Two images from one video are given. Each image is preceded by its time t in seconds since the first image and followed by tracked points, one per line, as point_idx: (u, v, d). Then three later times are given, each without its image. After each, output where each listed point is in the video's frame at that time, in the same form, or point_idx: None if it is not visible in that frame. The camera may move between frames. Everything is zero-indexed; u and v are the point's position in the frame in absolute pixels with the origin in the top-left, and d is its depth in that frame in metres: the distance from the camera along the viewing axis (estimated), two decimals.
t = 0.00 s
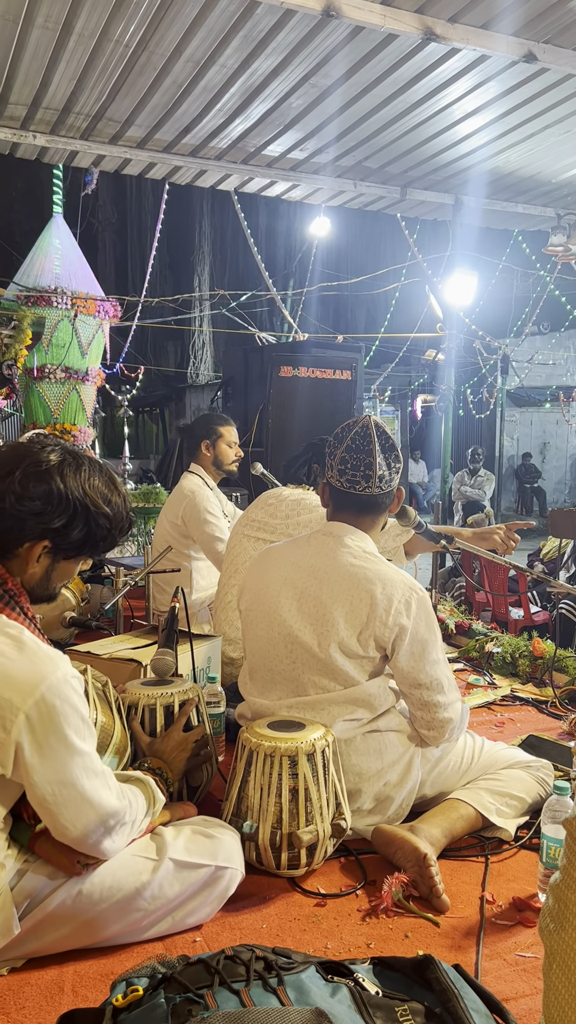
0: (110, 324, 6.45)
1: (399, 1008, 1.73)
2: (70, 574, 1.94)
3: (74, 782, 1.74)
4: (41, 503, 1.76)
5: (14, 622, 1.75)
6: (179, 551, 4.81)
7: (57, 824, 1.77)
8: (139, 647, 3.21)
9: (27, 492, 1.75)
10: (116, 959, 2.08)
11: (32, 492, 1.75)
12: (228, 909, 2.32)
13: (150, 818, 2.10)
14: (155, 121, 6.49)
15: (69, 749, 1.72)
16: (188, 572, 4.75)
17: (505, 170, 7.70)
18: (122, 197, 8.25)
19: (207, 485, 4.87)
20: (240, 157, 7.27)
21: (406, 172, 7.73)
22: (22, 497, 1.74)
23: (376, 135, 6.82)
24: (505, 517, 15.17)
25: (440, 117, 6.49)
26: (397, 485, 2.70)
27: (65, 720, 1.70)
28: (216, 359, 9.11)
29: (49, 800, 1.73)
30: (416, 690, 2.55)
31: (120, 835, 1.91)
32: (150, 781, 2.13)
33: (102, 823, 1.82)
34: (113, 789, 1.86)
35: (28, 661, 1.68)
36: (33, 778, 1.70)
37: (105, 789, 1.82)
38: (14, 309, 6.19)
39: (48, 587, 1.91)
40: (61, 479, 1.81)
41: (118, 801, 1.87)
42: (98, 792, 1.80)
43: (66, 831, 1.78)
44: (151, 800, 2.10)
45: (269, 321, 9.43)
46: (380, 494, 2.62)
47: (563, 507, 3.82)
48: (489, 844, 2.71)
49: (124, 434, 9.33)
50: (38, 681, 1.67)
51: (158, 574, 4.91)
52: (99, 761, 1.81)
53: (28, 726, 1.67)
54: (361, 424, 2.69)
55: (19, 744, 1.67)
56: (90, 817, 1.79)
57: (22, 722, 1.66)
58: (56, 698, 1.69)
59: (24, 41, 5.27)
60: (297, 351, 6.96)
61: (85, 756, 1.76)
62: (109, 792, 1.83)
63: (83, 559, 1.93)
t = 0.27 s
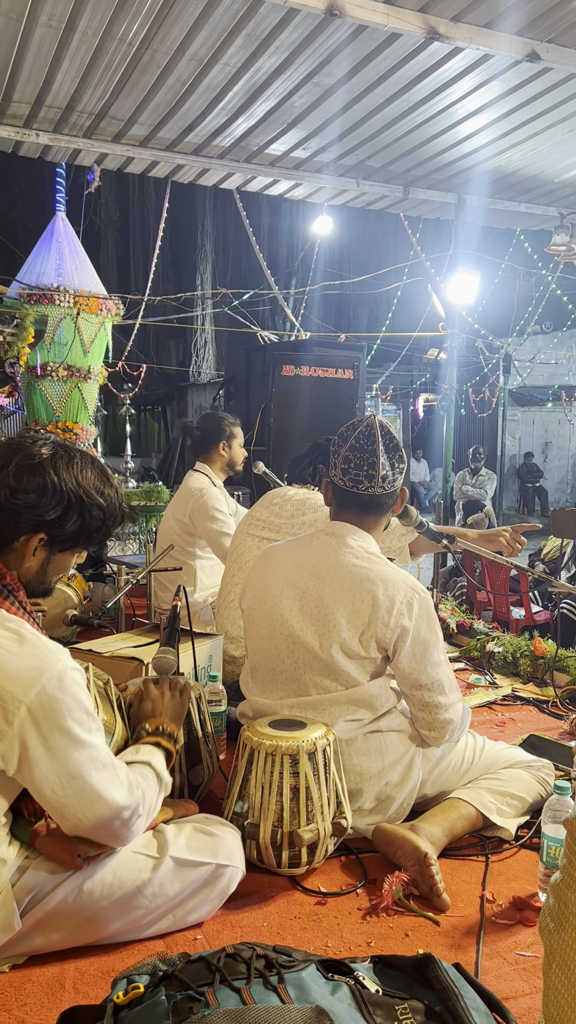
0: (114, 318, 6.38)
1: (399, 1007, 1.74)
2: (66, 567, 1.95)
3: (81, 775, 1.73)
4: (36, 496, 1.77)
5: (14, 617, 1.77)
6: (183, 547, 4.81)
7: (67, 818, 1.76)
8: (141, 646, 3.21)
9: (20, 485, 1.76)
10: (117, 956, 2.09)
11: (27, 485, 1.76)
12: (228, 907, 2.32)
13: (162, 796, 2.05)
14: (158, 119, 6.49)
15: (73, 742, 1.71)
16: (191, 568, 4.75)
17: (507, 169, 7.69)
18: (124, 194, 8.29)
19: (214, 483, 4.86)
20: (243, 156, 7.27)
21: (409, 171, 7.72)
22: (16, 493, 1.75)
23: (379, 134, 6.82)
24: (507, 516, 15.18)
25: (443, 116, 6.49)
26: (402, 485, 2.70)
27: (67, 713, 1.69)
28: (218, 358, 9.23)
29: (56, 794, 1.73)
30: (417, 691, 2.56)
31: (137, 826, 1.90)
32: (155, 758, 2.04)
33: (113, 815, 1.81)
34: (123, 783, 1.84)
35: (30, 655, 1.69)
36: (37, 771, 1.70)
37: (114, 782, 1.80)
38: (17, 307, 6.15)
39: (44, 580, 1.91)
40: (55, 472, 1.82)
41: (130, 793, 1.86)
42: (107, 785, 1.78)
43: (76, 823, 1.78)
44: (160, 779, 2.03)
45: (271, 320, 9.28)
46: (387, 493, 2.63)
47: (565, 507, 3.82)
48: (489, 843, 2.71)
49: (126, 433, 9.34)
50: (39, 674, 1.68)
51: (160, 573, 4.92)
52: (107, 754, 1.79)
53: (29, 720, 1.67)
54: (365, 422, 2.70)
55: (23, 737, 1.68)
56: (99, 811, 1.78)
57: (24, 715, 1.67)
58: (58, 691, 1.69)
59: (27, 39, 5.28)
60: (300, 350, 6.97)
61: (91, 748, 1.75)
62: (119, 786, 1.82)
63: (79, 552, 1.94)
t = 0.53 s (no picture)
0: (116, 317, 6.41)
1: (401, 1005, 1.74)
2: (64, 561, 1.95)
3: (93, 756, 1.75)
4: (35, 490, 1.77)
5: (15, 609, 1.77)
6: (187, 545, 4.82)
7: (87, 799, 1.79)
8: (144, 644, 3.22)
9: (21, 479, 1.76)
10: (119, 953, 2.09)
11: (27, 479, 1.77)
12: (230, 905, 2.33)
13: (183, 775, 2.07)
14: (162, 118, 6.49)
15: (82, 726, 1.72)
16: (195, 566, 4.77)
17: (511, 169, 7.69)
18: (128, 195, 8.33)
19: (219, 482, 4.86)
20: (246, 154, 7.27)
21: (413, 170, 7.71)
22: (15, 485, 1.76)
23: (383, 133, 6.82)
24: (509, 516, 15.17)
25: (447, 115, 6.48)
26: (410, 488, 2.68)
27: (77, 696, 1.71)
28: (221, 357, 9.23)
29: (74, 776, 1.75)
30: (419, 693, 2.56)
31: (159, 800, 1.93)
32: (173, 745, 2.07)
33: (134, 792, 1.84)
34: (136, 762, 1.86)
35: (31, 646, 1.69)
36: (48, 759, 1.71)
37: (126, 761, 1.82)
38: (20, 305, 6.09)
39: (43, 574, 1.91)
40: (54, 467, 1.82)
41: (147, 770, 1.88)
42: (120, 763, 1.80)
43: (98, 802, 1.80)
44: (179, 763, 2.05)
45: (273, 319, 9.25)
46: (394, 490, 2.62)
47: (568, 507, 3.82)
48: (491, 843, 2.71)
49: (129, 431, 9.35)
50: (42, 664, 1.68)
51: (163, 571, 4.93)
52: (116, 734, 1.81)
53: (37, 708, 1.68)
54: (381, 423, 2.71)
55: (32, 726, 1.68)
56: (119, 789, 1.81)
57: (31, 703, 1.67)
58: (64, 677, 1.70)
59: (31, 37, 5.28)
60: (303, 349, 6.97)
61: (100, 731, 1.76)
62: (134, 763, 1.84)
63: (77, 546, 1.94)
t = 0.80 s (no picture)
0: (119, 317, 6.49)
1: (403, 1004, 1.74)
2: (72, 556, 1.94)
3: (87, 768, 1.73)
4: (43, 485, 1.77)
5: (22, 609, 1.78)
6: (190, 543, 4.83)
7: (69, 810, 1.77)
8: (146, 642, 3.21)
9: (27, 475, 1.76)
10: (121, 951, 2.09)
11: (35, 474, 1.77)
12: (232, 903, 2.33)
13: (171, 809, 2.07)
14: (166, 116, 6.48)
15: (80, 736, 1.71)
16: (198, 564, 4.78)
17: (515, 168, 7.67)
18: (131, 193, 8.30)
19: (223, 480, 4.86)
20: (250, 152, 7.26)
21: (417, 169, 7.69)
22: (22, 482, 1.75)
23: (386, 131, 6.81)
24: (511, 515, 15.16)
25: (451, 114, 6.48)
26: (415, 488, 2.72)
27: (74, 707, 1.70)
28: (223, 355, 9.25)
29: (59, 786, 1.73)
30: (422, 692, 2.55)
31: (139, 824, 1.90)
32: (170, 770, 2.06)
33: (118, 810, 1.82)
34: (129, 780, 1.84)
35: (39, 649, 1.69)
36: (43, 763, 1.70)
37: (119, 778, 1.80)
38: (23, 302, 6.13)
39: (50, 569, 1.91)
40: (59, 462, 1.82)
41: (135, 791, 1.86)
42: (113, 779, 1.79)
43: (82, 814, 1.78)
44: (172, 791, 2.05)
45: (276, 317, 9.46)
46: (400, 493, 2.64)
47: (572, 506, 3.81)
48: (493, 842, 2.71)
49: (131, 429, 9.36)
50: (47, 667, 1.68)
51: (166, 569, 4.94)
52: (114, 749, 1.80)
53: (38, 712, 1.67)
54: (371, 420, 2.69)
55: (30, 727, 1.68)
56: (102, 806, 1.78)
57: (31, 706, 1.67)
58: (66, 683, 1.69)
59: (35, 33, 5.28)
60: (305, 347, 6.96)
61: (98, 744, 1.75)
62: (124, 783, 1.82)
63: (84, 540, 1.94)
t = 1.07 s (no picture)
0: (123, 314, 6.49)
1: (405, 1001, 1.74)
2: (80, 534, 1.91)
3: (90, 768, 1.73)
4: (16, 459, 1.79)
5: (33, 609, 1.80)
6: (192, 540, 4.83)
7: (73, 810, 1.77)
8: (149, 639, 3.21)
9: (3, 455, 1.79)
10: (123, 947, 2.09)
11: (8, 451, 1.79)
12: (234, 900, 2.33)
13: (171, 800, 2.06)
14: (169, 113, 6.48)
15: (85, 735, 1.71)
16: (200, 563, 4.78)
17: (519, 166, 7.66)
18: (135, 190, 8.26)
19: (226, 477, 4.86)
20: (254, 150, 7.25)
21: (420, 167, 7.68)
22: None
23: (390, 129, 6.80)
24: (514, 514, 15.17)
25: (455, 112, 6.47)
26: (403, 476, 2.63)
27: (83, 707, 1.71)
28: (227, 353, 9.27)
29: (65, 786, 1.73)
30: (423, 689, 2.56)
31: (142, 825, 1.90)
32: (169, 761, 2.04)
33: (121, 811, 1.81)
34: (134, 785, 1.83)
35: (50, 649, 1.71)
36: (50, 761, 1.71)
37: (123, 781, 1.79)
38: (26, 300, 6.13)
39: (61, 551, 1.90)
40: (34, 438, 1.84)
41: (140, 792, 1.85)
42: (117, 781, 1.78)
43: (85, 814, 1.78)
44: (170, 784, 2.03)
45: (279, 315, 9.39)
46: (376, 479, 2.61)
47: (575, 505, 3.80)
48: (495, 840, 2.71)
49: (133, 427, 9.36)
50: (58, 668, 1.70)
51: (168, 566, 4.95)
52: (120, 752, 1.80)
53: (47, 711, 1.69)
54: (350, 416, 2.74)
55: (39, 725, 1.69)
56: (106, 807, 1.78)
57: (41, 706, 1.68)
58: (76, 683, 1.70)
59: (39, 30, 5.27)
60: (309, 345, 6.96)
61: (103, 745, 1.74)
62: (130, 784, 1.81)
63: (88, 514, 1.92)
